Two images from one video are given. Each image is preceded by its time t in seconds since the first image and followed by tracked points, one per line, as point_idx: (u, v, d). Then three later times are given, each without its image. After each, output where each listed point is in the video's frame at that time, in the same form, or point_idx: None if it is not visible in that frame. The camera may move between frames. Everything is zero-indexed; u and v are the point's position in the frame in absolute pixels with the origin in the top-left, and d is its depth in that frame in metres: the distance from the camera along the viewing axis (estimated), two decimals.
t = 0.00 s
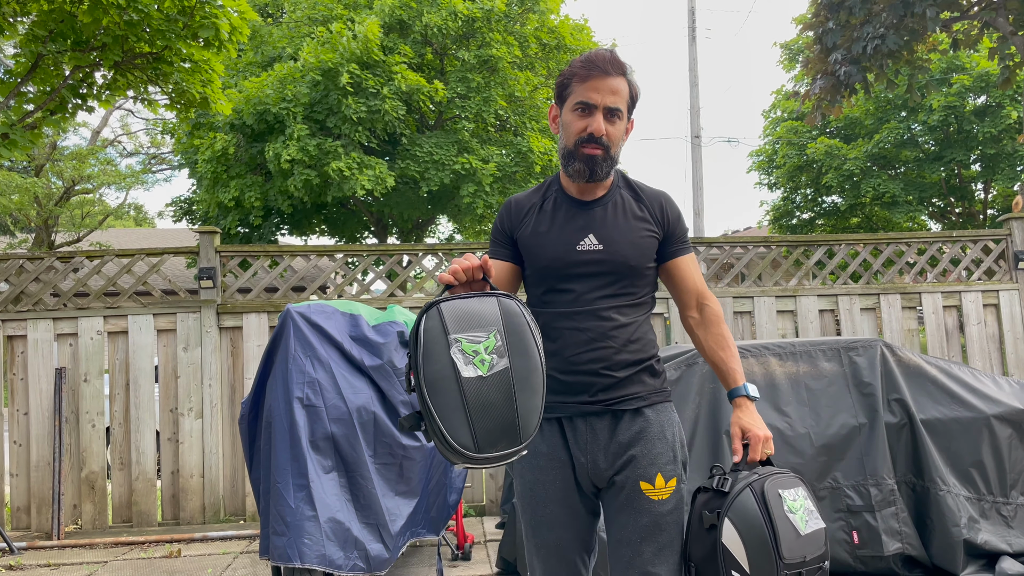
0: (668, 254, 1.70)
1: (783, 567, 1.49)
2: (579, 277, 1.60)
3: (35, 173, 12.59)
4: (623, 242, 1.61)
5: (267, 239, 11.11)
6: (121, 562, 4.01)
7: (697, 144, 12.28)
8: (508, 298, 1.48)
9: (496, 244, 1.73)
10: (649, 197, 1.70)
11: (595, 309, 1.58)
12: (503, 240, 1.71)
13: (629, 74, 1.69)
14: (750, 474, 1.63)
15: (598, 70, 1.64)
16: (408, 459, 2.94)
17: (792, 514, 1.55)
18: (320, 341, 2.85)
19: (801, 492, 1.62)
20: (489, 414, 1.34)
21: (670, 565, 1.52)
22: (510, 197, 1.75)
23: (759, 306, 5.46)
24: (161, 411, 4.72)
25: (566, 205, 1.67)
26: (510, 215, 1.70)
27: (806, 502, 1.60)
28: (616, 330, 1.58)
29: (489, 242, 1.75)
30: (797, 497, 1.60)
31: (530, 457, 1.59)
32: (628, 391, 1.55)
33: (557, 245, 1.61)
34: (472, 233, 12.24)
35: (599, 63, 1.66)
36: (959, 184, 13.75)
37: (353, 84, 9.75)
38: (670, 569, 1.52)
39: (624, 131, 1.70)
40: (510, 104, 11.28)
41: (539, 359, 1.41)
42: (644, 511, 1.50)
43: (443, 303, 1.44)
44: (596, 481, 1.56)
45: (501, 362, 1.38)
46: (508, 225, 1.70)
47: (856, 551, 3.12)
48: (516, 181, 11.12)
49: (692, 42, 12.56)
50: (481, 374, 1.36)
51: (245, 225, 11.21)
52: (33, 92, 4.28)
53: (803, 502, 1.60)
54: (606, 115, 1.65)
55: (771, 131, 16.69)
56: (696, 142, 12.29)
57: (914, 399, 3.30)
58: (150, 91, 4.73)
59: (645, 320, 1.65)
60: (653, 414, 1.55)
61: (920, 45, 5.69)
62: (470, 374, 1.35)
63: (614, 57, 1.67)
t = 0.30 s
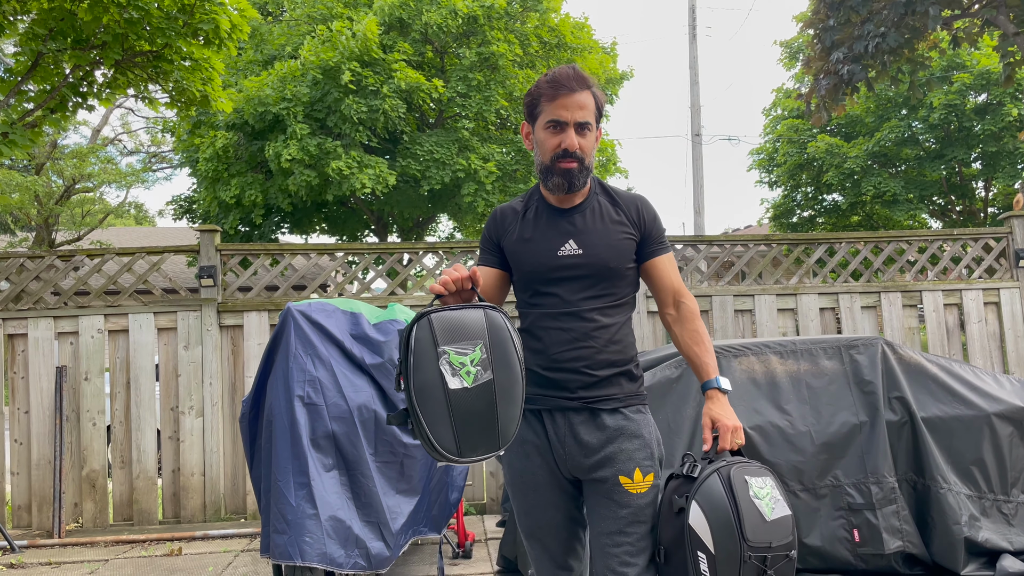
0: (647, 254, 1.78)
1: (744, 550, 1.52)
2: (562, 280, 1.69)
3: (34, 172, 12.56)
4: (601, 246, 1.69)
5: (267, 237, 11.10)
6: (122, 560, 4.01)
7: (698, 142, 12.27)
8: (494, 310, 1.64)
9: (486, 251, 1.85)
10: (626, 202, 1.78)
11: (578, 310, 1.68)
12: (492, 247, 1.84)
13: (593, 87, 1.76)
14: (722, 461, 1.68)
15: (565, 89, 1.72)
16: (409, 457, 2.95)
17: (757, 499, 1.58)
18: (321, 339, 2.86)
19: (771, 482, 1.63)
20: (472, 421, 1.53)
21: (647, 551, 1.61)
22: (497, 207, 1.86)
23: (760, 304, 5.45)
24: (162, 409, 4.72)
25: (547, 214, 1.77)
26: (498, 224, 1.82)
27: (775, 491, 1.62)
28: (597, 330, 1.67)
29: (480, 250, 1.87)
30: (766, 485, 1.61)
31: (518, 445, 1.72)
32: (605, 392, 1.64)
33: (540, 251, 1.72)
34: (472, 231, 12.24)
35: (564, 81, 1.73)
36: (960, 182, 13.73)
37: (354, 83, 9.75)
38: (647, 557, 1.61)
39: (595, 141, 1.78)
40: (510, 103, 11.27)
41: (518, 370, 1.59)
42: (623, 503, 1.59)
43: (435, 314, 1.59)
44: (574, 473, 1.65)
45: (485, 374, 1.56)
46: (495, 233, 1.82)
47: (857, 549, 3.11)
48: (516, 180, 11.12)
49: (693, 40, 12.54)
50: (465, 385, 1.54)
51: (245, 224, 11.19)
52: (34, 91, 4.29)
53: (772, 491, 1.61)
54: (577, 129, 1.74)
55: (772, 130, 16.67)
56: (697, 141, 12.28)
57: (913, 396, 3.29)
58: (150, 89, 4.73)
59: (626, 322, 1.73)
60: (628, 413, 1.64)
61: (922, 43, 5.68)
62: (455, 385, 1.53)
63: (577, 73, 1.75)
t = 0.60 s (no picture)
0: (634, 251, 1.78)
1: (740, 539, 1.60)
2: (552, 278, 1.70)
3: (37, 168, 12.58)
4: (590, 244, 1.69)
5: (270, 234, 11.12)
6: (124, 556, 4.02)
7: (700, 140, 12.26)
8: (485, 314, 1.65)
9: (479, 250, 1.86)
10: (613, 201, 1.78)
11: (569, 306, 1.68)
12: (485, 246, 1.85)
13: (578, 91, 1.77)
14: (713, 454, 1.70)
15: (551, 94, 1.72)
16: (411, 454, 2.96)
17: (749, 491, 1.66)
18: (324, 336, 2.86)
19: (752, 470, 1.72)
20: (465, 423, 1.54)
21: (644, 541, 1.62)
22: (490, 207, 1.87)
23: (761, 302, 5.45)
24: (164, 406, 4.73)
25: (536, 214, 1.76)
26: (490, 224, 1.82)
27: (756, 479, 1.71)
28: (587, 325, 1.67)
29: (473, 248, 1.88)
30: (751, 474, 1.69)
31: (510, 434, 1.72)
32: (596, 383, 1.65)
33: (530, 250, 1.72)
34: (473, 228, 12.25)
35: (550, 86, 1.74)
36: (961, 180, 13.73)
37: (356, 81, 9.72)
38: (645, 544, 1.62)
39: (582, 143, 1.79)
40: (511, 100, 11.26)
41: (508, 371, 1.60)
42: (617, 494, 1.60)
43: (426, 320, 1.61)
44: (568, 460, 1.66)
45: (477, 377, 1.57)
46: (487, 233, 1.83)
47: (858, 546, 3.11)
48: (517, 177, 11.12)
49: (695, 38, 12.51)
50: (458, 388, 1.55)
51: (247, 221, 11.20)
52: (36, 88, 4.28)
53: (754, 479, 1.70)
54: (565, 133, 1.74)
55: (773, 127, 16.65)
56: (699, 138, 12.27)
57: (914, 394, 3.29)
58: (152, 86, 4.74)
59: (617, 317, 1.74)
60: (617, 404, 1.65)
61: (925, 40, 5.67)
62: (448, 389, 1.55)
63: (562, 78, 1.75)
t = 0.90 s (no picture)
0: (633, 247, 1.78)
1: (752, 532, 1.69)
2: (554, 274, 1.69)
3: (40, 163, 12.58)
4: (591, 240, 1.69)
5: (272, 230, 11.13)
6: (127, 550, 4.04)
7: (702, 137, 12.24)
8: (484, 310, 1.66)
9: (479, 247, 1.85)
10: (613, 197, 1.78)
11: (571, 302, 1.68)
12: (485, 243, 1.84)
13: (578, 88, 1.76)
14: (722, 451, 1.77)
15: (552, 91, 1.71)
16: (413, 450, 2.96)
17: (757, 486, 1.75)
18: (325, 331, 2.86)
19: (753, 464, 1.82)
20: (461, 417, 1.54)
21: (644, 537, 1.63)
22: (490, 204, 1.86)
23: (763, 299, 5.45)
24: (166, 401, 4.73)
25: (537, 210, 1.76)
26: (490, 221, 1.81)
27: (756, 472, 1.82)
28: (589, 322, 1.67)
29: (473, 245, 1.87)
30: (753, 469, 1.80)
31: (512, 429, 1.71)
32: (597, 380, 1.65)
33: (531, 246, 1.71)
34: (475, 225, 12.25)
35: (551, 83, 1.73)
36: (964, 177, 13.68)
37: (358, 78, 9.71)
38: (645, 540, 1.63)
39: (583, 140, 1.78)
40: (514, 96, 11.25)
41: (505, 368, 1.61)
42: (618, 490, 1.61)
43: (426, 313, 1.61)
44: (569, 456, 1.66)
45: (474, 371, 1.58)
46: (488, 229, 1.82)
47: (859, 543, 3.12)
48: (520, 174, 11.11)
49: (699, 34, 12.48)
50: (455, 382, 1.56)
51: (250, 216, 11.21)
52: (38, 82, 4.28)
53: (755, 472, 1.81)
54: (565, 129, 1.73)
55: (776, 124, 16.61)
56: (702, 135, 12.25)
57: (916, 392, 3.28)
58: (154, 81, 4.73)
59: (618, 314, 1.74)
60: (618, 400, 1.65)
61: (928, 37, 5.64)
62: (445, 382, 1.55)
63: (563, 75, 1.75)
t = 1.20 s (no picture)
0: (639, 243, 1.77)
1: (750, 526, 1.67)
2: (560, 268, 1.68)
3: (43, 157, 12.58)
4: (599, 235, 1.68)
5: (274, 224, 11.13)
6: (129, 544, 4.04)
7: (706, 132, 12.19)
8: (495, 306, 1.65)
9: (482, 240, 1.83)
10: (620, 193, 1.77)
11: (576, 297, 1.67)
12: (489, 237, 1.82)
13: (588, 82, 1.77)
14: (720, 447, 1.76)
15: (561, 82, 1.71)
16: (415, 444, 2.96)
17: (757, 479, 1.74)
18: (327, 325, 2.85)
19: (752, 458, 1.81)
20: (473, 410, 1.53)
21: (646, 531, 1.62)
22: (494, 197, 1.84)
23: (767, 295, 5.42)
24: (169, 394, 4.74)
25: (544, 204, 1.74)
26: (495, 214, 1.79)
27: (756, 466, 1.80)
28: (594, 318, 1.66)
29: (476, 239, 1.85)
30: (752, 462, 1.78)
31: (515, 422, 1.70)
32: (602, 375, 1.64)
33: (538, 240, 1.70)
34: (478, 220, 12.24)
35: (560, 75, 1.73)
36: (969, 174, 13.61)
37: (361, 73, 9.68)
38: (646, 534, 1.63)
39: (591, 134, 1.77)
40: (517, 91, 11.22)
41: (517, 362, 1.60)
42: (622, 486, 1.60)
43: (436, 309, 1.61)
44: (573, 450, 1.65)
45: (485, 365, 1.56)
46: (493, 223, 1.80)
47: (862, 540, 3.11)
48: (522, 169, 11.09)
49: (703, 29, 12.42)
50: (466, 375, 1.54)
51: (252, 211, 11.20)
52: (40, 75, 4.27)
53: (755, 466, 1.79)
54: (574, 121, 1.72)
55: (780, 120, 16.55)
56: (706, 130, 12.20)
57: (920, 388, 3.27)
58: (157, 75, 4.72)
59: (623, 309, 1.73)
60: (622, 396, 1.65)
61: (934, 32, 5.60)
62: (456, 375, 1.54)
63: (573, 68, 1.75)
